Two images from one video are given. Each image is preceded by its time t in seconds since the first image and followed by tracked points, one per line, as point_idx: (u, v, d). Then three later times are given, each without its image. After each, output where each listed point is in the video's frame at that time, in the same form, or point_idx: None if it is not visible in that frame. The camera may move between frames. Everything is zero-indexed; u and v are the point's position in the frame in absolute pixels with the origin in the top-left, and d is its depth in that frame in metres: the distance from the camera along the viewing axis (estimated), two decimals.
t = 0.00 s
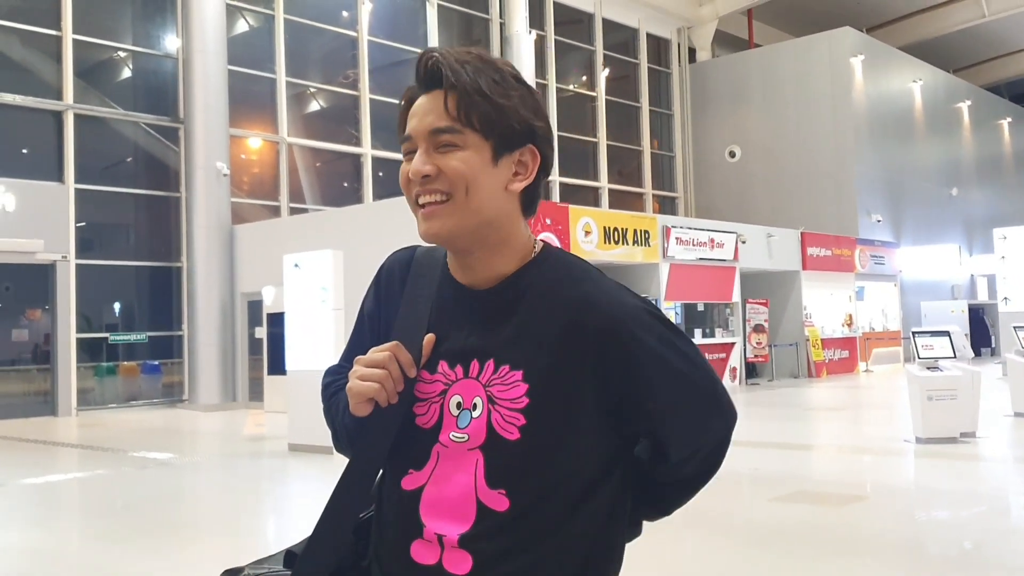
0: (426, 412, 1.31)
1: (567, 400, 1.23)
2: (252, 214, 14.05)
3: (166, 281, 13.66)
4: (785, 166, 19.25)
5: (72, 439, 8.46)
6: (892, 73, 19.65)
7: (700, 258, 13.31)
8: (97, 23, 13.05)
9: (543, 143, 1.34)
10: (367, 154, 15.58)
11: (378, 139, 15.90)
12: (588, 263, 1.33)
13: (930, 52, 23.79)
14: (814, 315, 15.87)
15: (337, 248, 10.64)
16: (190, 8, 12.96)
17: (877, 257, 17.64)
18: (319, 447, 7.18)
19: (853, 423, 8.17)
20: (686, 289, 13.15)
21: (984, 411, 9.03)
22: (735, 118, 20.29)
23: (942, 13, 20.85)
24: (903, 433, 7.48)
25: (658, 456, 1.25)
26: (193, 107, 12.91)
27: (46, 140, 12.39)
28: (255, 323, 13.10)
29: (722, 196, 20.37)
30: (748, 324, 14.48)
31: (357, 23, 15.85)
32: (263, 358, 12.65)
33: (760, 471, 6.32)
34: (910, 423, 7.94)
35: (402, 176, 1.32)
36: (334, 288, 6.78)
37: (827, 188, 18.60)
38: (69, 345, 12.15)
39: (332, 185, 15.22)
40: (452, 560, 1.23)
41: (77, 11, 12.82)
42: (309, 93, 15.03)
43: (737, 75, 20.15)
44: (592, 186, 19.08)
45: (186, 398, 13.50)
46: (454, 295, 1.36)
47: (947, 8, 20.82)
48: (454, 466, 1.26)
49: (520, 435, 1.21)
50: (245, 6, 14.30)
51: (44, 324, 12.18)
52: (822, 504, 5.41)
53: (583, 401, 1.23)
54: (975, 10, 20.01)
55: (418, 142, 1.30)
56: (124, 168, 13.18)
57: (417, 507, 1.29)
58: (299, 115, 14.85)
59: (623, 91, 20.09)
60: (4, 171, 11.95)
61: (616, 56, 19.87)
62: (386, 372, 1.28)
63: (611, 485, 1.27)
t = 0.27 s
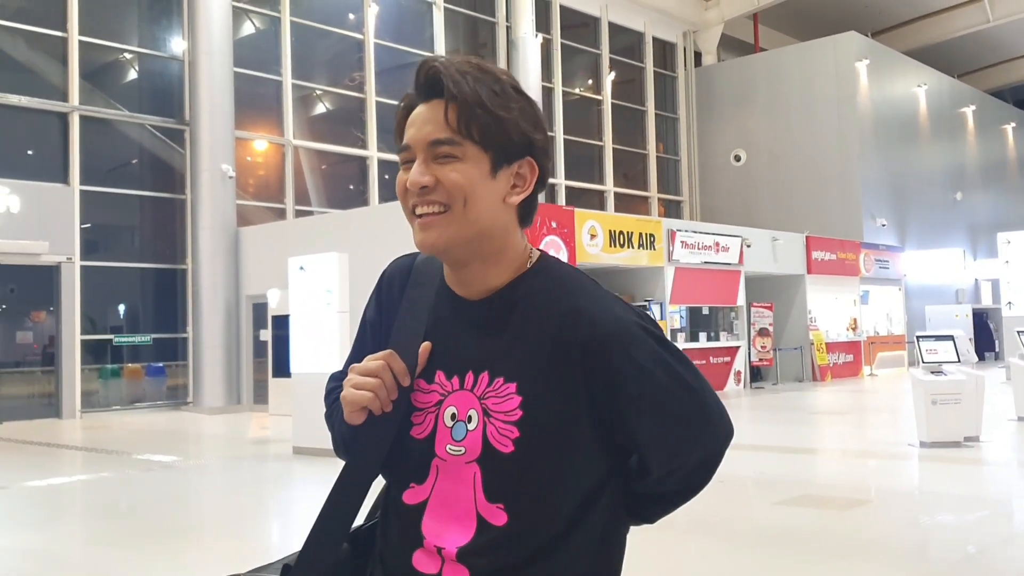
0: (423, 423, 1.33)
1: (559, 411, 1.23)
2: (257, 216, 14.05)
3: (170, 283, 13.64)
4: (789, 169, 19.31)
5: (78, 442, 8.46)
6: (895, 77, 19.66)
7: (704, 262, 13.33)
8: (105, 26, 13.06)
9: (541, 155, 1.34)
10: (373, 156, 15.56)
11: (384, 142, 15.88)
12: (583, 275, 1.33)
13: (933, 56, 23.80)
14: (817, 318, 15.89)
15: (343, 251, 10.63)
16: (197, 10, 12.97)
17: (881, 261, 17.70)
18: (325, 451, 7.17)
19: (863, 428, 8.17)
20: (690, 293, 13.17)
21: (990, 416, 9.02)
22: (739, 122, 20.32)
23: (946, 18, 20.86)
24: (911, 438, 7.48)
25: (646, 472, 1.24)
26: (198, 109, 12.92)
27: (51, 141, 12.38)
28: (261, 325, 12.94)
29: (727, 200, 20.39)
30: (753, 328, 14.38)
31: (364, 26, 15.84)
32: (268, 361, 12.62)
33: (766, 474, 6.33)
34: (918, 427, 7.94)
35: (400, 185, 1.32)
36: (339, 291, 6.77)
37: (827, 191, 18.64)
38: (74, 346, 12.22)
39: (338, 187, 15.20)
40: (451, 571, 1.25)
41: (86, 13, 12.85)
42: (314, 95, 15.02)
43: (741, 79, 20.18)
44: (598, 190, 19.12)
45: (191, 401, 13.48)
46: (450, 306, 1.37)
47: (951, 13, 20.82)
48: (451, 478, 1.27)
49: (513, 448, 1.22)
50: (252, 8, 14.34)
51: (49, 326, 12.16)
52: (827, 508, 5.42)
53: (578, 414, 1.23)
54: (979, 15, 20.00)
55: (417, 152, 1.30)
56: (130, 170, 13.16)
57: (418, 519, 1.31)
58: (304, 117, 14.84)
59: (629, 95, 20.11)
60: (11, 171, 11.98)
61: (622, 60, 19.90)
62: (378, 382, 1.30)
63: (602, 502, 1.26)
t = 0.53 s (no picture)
0: (420, 422, 1.33)
1: (555, 411, 1.23)
2: (260, 217, 14.05)
3: (173, 283, 13.65)
4: (793, 170, 19.29)
5: (81, 441, 8.46)
6: (899, 79, 19.64)
7: (707, 263, 13.32)
8: (109, 26, 13.07)
9: (547, 157, 1.34)
10: (376, 156, 15.55)
11: (387, 142, 15.87)
12: (587, 280, 1.34)
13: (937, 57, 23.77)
14: (820, 320, 15.88)
15: (346, 251, 10.63)
16: (200, 10, 12.98)
17: (884, 262, 17.68)
18: (327, 451, 7.17)
19: (866, 430, 8.15)
20: (693, 295, 13.19)
21: (993, 418, 9.00)
22: (742, 123, 20.31)
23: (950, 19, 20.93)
24: (913, 440, 7.46)
25: (648, 476, 1.24)
26: (202, 109, 12.93)
27: (55, 141, 12.39)
28: (262, 326, 13.08)
29: (731, 201, 20.36)
30: (756, 330, 14.37)
31: (367, 26, 15.84)
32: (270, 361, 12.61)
33: (768, 476, 6.33)
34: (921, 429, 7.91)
35: (408, 191, 1.32)
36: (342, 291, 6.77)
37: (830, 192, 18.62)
38: (77, 347, 12.22)
39: (341, 188, 15.19)
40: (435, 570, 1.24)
41: (89, 14, 12.86)
42: (318, 96, 15.02)
43: (744, 80, 20.16)
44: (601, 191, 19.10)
45: (194, 401, 13.49)
46: (454, 308, 1.37)
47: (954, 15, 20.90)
48: (445, 478, 1.28)
49: (509, 446, 1.22)
50: (254, 8, 14.34)
51: (52, 326, 12.18)
52: (829, 510, 5.42)
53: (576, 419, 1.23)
54: (983, 16, 20.10)
55: (424, 159, 1.30)
56: (133, 170, 13.18)
57: (407, 518, 1.31)
58: (307, 118, 14.84)
59: (632, 96, 20.11)
60: (15, 171, 12.02)
61: (625, 61, 19.89)
62: (379, 378, 1.32)
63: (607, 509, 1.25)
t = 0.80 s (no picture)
0: (420, 421, 1.36)
1: (554, 413, 1.25)
2: (261, 217, 14.07)
3: (174, 284, 13.65)
4: (794, 171, 19.30)
5: (82, 442, 8.47)
6: (899, 79, 19.64)
7: (708, 264, 13.30)
8: (109, 26, 13.09)
9: (561, 165, 1.39)
10: (377, 157, 15.54)
11: (388, 142, 15.87)
12: (596, 291, 1.36)
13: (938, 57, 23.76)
14: (821, 320, 15.88)
15: (347, 252, 10.63)
16: (201, 10, 13.00)
17: (885, 262, 17.68)
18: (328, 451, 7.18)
19: (867, 430, 8.14)
20: (694, 295, 13.18)
21: (995, 417, 9.00)
22: (743, 123, 20.32)
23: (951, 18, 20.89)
24: (913, 440, 7.45)
25: (619, 496, 1.26)
26: (203, 110, 12.95)
27: (57, 142, 12.41)
28: (263, 326, 13.09)
29: (731, 201, 20.35)
30: (757, 329, 14.35)
31: (368, 27, 15.85)
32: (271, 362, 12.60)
33: (768, 476, 6.33)
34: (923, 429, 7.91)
35: (425, 189, 1.35)
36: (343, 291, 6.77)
37: (830, 193, 18.62)
38: (78, 347, 12.24)
39: (342, 188, 15.19)
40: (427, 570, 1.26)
41: (90, 14, 12.88)
42: (319, 96, 15.03)
43: (745, 80, 20.17)
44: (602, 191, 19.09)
45: (195, 401, 13.48)
46: (457, 310, 1.40)
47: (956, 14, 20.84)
48: (440, 477, 1.30)
49: (507, 448, 1.24)
50: (255, 9, 14.38)
51: (53, 327, 12.19)
52: (829, 509, 5.42)
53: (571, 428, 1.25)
54: (983, 17, 20.05)
55: (445, 160, 1.34)
56: (134, 170, 13.18)
57: (399, 517, 1.32)
58: (308, 118, 14.84)
59: (632, 96, 20.11)
60: (17, 171, 12.05)
61: (626, 61, 19.90)
62: (384, 376, 1.33)
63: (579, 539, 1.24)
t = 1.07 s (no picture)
0: (422, 414, 1.36)
1: (563, 405, 1.26)
2: (261, 218, 14.09)
3: (175, 284, 13.67)
4: (796, 171, 19.28)
5: (82, 442, 8.48)
6: (902, 80, 19.63)
7: (709, 264, 13.29)
8: (110, 27, 13.11)
9: (572, 164, 1.44)
10: (377, 157, 15.53)
11: (389, 143, 15.88)
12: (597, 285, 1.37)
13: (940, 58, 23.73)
14: (823, 321, 15.86)
15: (348, 252, 10.65)
16: (201, 11, 13.02)
17: (887, 263, 17.64)
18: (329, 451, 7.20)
19: (867, 431, 8.12)
20: (695, 295, 13.17)
21: (996, 418, 8.98)
22: (744, 124, 20.30)
23: (954, 20, 20.82)
24: (913, 441, 7.44)
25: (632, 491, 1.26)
26: (205, 110, 12.98)
27: (58, 142, 12.44)
28: (264, 327, 13.09)
29: (732, 201, 20.32)
30: (757, 330, 14.36)
31: (369, 27, 15.87)
32: (272, 363, 12.59)
33: (768, 477, 6.32)
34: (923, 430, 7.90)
35: (437, 163, 1.38)
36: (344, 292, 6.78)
37: (833, 193, 18.59)
38: (79, 347, 12.26)
39: (342, 188, 15.19)
40: (441, 565, 1.25)
41: (90, 15, 12.90)
42: (320, 97, 15.05)
43: (746, 81, 20.16)
44: (602, 192, 19.08)
45: (195, 401, 13.49)
46: (456, 301, 1.41)
47: (958, 15, 20.75)
48: (447, 468, 1.30)
49: (515, 438, 1.26)
50: (256, 9, 14.39)
51: (55, 327, 12.21)
52: (831, 511, 5.41)
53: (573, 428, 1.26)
54: (985, 17, 19.92)
55: (463, 136, 1.37)
56: (136, 171, 13.22)
57: (408, 514, 1.32)
58: (309, 119, 14.86)
59: (633, 97, 20.10)
60: (18, 171, 12.07)
61: (627, 62, 19.89)
62: (385, 373, 1.34)
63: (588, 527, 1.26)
